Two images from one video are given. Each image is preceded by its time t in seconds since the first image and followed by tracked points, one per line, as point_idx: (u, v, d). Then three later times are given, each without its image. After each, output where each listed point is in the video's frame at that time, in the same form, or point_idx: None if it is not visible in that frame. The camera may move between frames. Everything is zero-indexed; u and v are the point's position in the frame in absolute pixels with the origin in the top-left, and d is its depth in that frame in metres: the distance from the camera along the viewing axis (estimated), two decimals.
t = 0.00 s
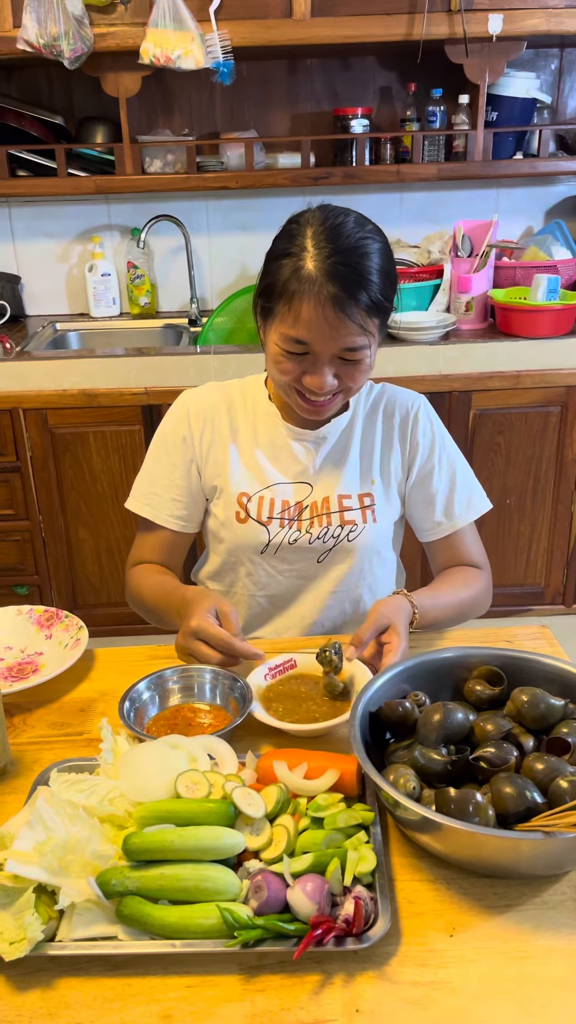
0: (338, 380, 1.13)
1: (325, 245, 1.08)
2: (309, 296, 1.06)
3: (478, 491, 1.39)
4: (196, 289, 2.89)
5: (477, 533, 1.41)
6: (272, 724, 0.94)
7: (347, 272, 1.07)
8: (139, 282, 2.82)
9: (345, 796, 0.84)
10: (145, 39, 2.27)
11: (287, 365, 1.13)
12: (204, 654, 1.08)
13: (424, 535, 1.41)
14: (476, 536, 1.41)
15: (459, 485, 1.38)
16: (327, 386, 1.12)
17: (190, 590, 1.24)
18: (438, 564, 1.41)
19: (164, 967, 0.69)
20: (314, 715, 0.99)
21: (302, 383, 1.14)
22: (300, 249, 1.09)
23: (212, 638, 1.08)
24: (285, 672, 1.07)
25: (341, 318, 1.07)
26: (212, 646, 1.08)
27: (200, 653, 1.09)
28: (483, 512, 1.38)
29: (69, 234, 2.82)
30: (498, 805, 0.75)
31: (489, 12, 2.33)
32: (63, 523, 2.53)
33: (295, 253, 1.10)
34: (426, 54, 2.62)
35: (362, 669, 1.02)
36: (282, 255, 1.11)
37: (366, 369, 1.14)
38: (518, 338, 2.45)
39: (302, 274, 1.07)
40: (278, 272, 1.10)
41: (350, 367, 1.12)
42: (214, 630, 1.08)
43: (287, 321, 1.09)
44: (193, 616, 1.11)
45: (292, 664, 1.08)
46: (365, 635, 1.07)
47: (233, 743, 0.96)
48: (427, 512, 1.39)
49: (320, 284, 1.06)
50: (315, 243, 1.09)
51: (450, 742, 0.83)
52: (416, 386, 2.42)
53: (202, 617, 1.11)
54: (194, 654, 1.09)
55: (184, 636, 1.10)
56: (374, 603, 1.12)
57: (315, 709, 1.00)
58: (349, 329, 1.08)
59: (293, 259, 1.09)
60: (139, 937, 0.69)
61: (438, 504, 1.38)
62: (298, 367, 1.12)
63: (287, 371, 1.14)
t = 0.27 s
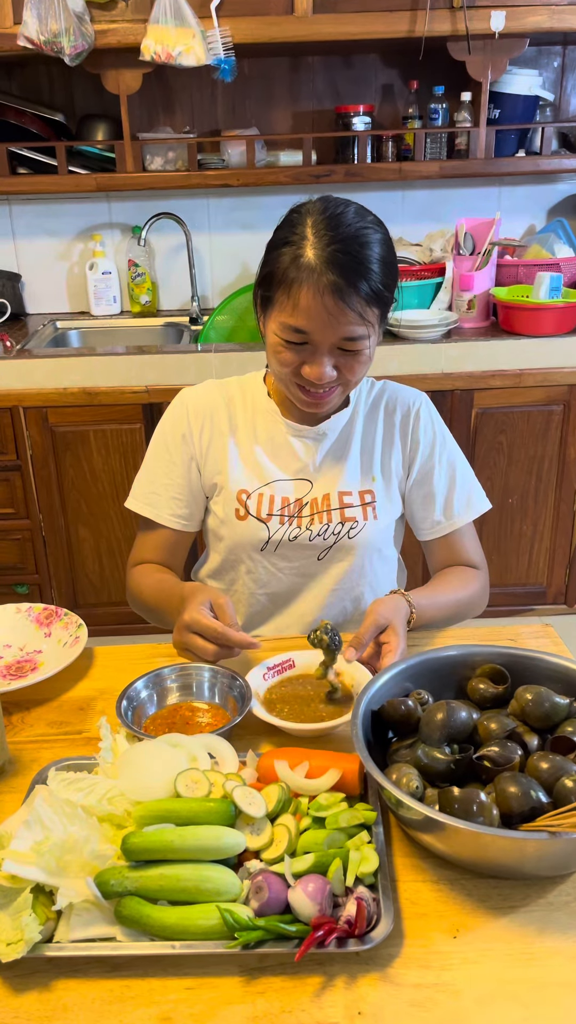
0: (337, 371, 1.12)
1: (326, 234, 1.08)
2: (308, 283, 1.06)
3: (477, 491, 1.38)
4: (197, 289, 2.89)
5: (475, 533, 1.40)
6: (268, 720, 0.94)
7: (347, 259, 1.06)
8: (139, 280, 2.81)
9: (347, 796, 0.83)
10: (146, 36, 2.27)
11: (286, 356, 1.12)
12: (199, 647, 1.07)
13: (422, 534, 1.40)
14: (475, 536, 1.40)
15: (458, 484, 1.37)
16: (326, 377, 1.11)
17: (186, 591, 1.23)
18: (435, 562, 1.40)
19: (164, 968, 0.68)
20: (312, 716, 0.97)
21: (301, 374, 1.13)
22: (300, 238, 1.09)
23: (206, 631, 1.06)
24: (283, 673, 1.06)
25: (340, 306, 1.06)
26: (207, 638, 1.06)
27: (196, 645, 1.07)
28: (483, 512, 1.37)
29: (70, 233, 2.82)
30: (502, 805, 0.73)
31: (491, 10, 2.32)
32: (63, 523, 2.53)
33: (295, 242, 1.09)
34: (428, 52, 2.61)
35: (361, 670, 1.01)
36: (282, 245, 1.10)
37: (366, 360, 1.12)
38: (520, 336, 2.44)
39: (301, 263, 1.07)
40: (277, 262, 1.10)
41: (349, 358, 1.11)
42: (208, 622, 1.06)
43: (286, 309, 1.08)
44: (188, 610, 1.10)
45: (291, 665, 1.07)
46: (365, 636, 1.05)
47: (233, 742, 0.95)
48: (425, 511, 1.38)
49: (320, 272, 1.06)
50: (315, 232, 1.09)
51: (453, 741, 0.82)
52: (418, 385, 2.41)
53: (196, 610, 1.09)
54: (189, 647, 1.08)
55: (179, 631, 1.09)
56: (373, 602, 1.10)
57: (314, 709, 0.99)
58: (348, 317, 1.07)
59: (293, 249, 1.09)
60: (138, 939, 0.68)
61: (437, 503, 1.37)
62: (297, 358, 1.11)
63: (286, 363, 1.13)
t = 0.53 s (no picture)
0: (315, 372, 1.12)
1: (310, 233, 1.08)
2: (285, 281, 1.06)
3: (475, 495, 1.38)
4: (197, 290, 2.89)
5: (472, 536, 1.40)
6: (266, 721, 0.94)
7: (327, 260, 1.06)
8: (139, 282, 2.81)
9: (344, 798, 0.83)
10: (145, 38, 2.27)
11: (268, 355, 1.13)
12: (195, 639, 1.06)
13: (419, 535, 1.40)
14: (471, 539, 1.40)
15: (457, 487, 1.37)
16: (303, 377, 1.11)
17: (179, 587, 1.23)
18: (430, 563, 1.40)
19: (161, 971, 0.68)
20: (311, 718, 0.98)
21: (281, 373, 1.13)
22: (285, 237, 1.10)
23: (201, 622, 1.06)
24: (281, 675, 1.06)
25: (316, 307, 1.06)
26: (202, 630, 1.06)
27: (191, 637, 1.07)
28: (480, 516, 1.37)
29: (69, 234, 2.82)
30: (498, 807, 0.74)
31: (490, 11, 2.32)
32: (63, 524, 2.53)
33: (281, 241, 1.10)
34: (427, 53, 2.62)
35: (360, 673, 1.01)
36: (271, 243, 1.11)
37: (346, 363, 1.12)
38: (520, 338, 2.44)
39: (281, 261, 1.08)
40: (262, 260, 1.11)
41: (327, 359, 1.11)
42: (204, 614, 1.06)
43: (266, 308, 1.09)
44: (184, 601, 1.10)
45: (289, 667, 1.07)
46: (362, 619, 1.06)
47: (231, 744, 0.95)
48: (423, 512, 1.39)
49: (297, 270, 1.06)
50: (300, 231, 1.09)
51: (450, 744, 0.83)
52: (417, 386, 2.42)
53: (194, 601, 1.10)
54: (183, 639, 1.07)
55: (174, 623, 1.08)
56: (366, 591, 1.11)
57: (312, 710, 0.99)
58: (323, 317, 1.07)
59: (277, 247, 1.10)
60: (136, 941, 0.69)
61: (434, 505, 1.38)
62: (277, 357, 1.12)
63: (268, 361, 1.14)
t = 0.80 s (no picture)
0: (293, 374, 1.13)
1: (289, 235, 1.09)
2: (259, 282, 1.07)
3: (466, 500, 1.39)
4: (196, 292, 2.89)
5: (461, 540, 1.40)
6: (264, 722, 0.94)
7: (301, 262, 1.07)
8: (138, 284, 2.81)
9: (342, 801, 0.83)
10: (145, 41, 2.27)
11: (249, 356, 1.14)
12: (194, 631, 1.07)
13: (409, 536, 1.41)
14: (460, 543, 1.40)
15: (449, 491, 1.38)
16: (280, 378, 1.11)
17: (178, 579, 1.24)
18: (418, 562, 1.42)
19: (159, 973, 0.69)
20: (309, 720, 0.98)
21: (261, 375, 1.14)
22: (265, 239, 1.11)
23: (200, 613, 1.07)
24: (280, 677, 1.06)
25: (288, 309, 1.07)
26: (202, 622, 1.07)
27: (190, 629, 1.08)
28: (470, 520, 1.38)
29: (68, 237, 2.82)
30: (496, 810, 0.74)
31: (489, 15, 2.33)
32: (62, 526, 2.53)
33: (262, 243, 1.11)
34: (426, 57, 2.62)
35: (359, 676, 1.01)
36: (255, 245, 1.13)
37: (322, 364, 1.12)
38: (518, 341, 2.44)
39: (258, 263, 1.09)
40: (243, 262, 1.12)
41: (303, 360, 1.11)
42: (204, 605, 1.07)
43: (244, 310, 1.10)
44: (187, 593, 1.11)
45: (288, 669, 1.07)
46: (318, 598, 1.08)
47: (229, 746, 0.95)
48: (414, 514, 1.39)
49: (271, 272, 1.07)
50: (280, 233, 1.10)
51: (448, 746, 0.83)
52: (415, 389, 2.42)
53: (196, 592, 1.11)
54: (183, 630, 1.08)
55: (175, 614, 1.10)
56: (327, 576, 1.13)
57: (311, 711, 1.00)
58: (296, 319, 1.07)
59: (257, 249, 1.11)
60: (134, 943, 0.69)
61: (426, 507, 1.38)
62: (257, 358, 1.13)
63: (250, 363, 1.15)
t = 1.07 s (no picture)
0: (313, 374, 1.12)
1: (299, 233, 1.10)
2: (280, 283, 1.07)
3: (456, 501, 1.38)
4: (196, 295, 2.90)
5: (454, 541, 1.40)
6: (265, 726, 0.95)
7: (319, 258, 1.08)
8: (138, 287, 2.82)
9: (343, 804, 0.83)
10: (146, 45, 2.28)
11: (265, 360, 1.13)
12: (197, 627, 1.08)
13: (401, 536, 1.41)
14: (453, 545, 1.40)
15: (439, 491, 1.37)
16: (302, 379, 1.11)
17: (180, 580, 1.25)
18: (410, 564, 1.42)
19: (161, 976, 0.69)
20: (311, 724, 0.98)
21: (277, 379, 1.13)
22: (274, 240, 1.11)
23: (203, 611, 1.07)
24: (281, 681, 1.06)
25: (312, 306, 1.08)
26: (205, 617, 1.08)
27: (193, 626, 1.09)
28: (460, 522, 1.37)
29: (69, 240, 2.83)
30: (497, 813, 0.74)
31: (488, 19, 2.33)
32: (62, 529, 2.53)
33: (269, 244, 1.11)
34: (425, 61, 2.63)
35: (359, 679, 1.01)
36: (258, 248, 1.13)
37: (341, 363, 1.13)
38: (518, 344, 2.44)
39: (273, 265, 1.09)
40: (252, 266, 1.12)
41: (324, 360, 1.11)
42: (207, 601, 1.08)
43: (260, 311, 1.10)
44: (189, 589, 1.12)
45: (289, 673, 1.07)
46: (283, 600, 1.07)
47: (230, 750, 0.95)
48: (404, 513, 1.39)
49: (291, 272, 1.07)
50: (288, 233, 1.11)
51: (449, 750, 0.83)
52: (415, 392, 2.42)
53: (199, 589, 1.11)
54: (186, 626, 1.09)
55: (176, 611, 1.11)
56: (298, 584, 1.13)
57: (313, 715, 1.00)
58: (321, 317, 1.08)
59: (267, 252, 1.11)
60: (136, 947, 0.69)
61: (416, 507, 1.38)
62: (274, 361, 1.12)
63: (265, 367, 1.14)
